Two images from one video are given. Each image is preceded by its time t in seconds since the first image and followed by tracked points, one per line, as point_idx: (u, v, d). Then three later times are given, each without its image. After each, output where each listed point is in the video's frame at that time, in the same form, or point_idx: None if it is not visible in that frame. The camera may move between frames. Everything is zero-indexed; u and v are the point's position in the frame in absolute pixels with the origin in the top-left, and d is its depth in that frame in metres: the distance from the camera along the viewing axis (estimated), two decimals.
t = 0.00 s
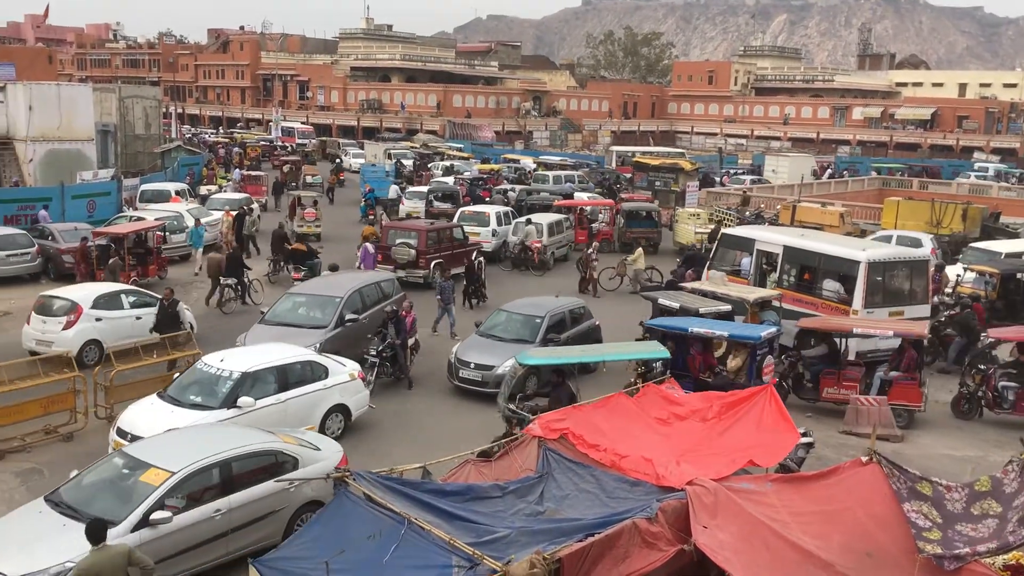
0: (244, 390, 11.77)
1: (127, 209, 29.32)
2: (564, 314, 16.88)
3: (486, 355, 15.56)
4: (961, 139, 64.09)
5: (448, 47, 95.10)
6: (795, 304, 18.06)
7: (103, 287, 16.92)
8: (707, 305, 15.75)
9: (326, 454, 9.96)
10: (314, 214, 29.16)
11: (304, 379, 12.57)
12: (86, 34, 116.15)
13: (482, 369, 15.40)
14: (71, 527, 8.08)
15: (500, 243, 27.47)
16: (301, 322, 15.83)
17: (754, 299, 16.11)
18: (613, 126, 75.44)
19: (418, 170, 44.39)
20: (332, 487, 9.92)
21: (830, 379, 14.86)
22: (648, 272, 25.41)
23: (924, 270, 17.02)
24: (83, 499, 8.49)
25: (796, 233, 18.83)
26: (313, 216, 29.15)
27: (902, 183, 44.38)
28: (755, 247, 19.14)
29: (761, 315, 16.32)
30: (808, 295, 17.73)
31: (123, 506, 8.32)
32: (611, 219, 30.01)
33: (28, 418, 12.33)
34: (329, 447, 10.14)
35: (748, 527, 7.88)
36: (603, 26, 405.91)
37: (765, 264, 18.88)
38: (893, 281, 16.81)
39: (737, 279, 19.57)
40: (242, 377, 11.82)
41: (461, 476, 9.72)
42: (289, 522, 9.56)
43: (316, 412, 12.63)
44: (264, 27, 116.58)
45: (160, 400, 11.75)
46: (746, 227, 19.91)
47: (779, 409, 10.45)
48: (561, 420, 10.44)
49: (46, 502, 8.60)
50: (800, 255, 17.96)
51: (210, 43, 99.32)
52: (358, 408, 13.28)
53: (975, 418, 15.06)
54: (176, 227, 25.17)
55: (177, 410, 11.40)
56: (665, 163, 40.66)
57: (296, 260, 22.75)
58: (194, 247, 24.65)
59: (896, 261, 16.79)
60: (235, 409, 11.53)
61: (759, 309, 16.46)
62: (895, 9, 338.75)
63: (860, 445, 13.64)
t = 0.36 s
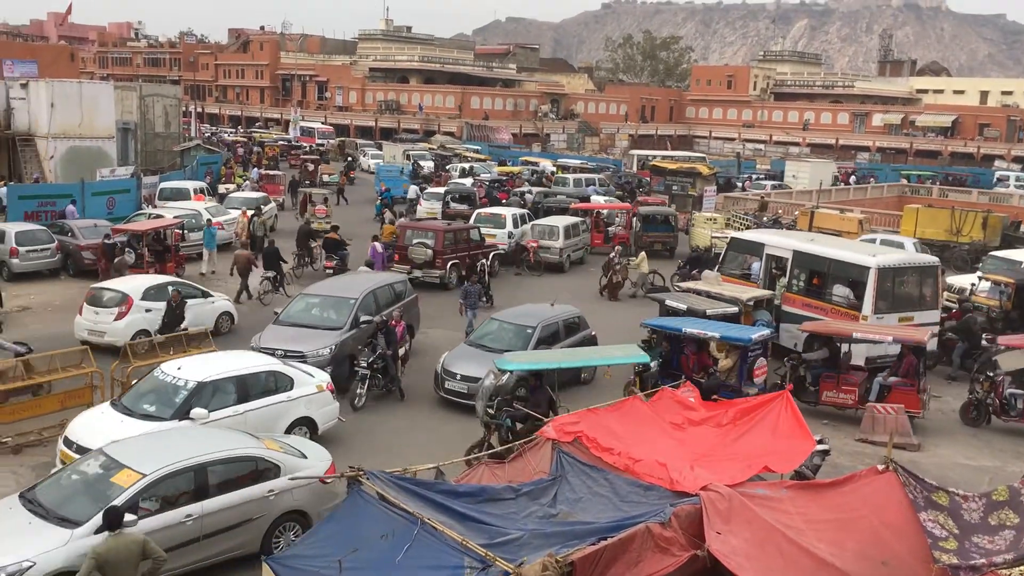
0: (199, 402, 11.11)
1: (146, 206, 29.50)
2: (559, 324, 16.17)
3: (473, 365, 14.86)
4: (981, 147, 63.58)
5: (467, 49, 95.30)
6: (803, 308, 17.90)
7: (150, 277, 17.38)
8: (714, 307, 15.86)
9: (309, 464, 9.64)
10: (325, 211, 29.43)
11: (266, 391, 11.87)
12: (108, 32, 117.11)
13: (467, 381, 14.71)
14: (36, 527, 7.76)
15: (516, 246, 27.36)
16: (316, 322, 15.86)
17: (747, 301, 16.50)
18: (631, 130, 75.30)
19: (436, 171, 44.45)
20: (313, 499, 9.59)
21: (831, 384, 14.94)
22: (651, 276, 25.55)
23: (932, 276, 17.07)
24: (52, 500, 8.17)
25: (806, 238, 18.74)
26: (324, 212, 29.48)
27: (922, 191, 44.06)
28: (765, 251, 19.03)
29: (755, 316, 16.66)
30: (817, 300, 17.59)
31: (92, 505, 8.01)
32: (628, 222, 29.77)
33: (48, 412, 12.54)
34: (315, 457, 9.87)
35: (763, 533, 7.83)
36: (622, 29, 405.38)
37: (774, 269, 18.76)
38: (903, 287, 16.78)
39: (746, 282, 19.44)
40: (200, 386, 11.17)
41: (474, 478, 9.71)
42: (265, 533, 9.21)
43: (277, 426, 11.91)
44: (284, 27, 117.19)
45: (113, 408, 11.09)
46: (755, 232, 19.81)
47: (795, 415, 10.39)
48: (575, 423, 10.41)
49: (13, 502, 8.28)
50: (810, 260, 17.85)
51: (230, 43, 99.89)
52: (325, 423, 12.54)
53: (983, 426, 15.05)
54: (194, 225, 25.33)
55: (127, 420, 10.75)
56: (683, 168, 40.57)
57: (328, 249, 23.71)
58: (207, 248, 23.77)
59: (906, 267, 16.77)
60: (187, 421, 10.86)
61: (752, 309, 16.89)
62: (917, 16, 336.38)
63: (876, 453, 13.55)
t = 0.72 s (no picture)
0: (134, 416, 10.42)
1: (151, 207, 29.57)
2: (541, 335, 15.62)
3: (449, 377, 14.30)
4: (987, 155, 63.52)
5: (473, 53, 95.47)
6: (797, 312, 17.95)
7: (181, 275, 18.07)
8: (707, 308, 15.95)
9: (285, 474, 9.31)
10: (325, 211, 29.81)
11: (209, 405, 11.06)
12: (115, 35, 117.48)
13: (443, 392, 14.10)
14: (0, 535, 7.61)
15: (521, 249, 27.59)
16: (318, 327, 15.88)
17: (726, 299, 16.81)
18: (635, 135, 75.33)
19: (441, 175, 44.46)
20: (289, 510, 9.27)
21: (818, 387, 14.96)
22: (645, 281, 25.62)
23: (924, 280, 17.35)
24: (19, 505, 7.99)
25: (800, 242, 18.78)
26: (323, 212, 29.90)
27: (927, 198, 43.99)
28: (760, 254, 19.03)
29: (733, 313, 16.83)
30: (812, 304, 17.66)
31: (57, 511, 7.80)
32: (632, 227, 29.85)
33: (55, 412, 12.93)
34: (294, 466, 9.57)
35: (767, 540, 7.82)
36: (627, 34, 405.68)
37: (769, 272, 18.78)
38: (896, 292, 17.01)
39: (741, 285, 19.42)
40: (137, 400, 10.51)
41: (476, 482, 9.71)
42: (238, 543, 8.91)
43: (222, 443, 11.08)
44: (291, 31, 117.51)
45: (46, 423, 10.44)
46: (751, 235, 19.82)
47: (798, 420, 10.38)
48: (579, 428, 10.42)
49: None
50: (805, 264, 17.91)
51: (237, 46, 100.15)
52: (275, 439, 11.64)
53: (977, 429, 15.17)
54: (199, 227, 25.43)
55: (55, 436, 10.09)
56: (688, 173, 40.51)
57: (344, 247, 23.95)
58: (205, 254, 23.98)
59: (899, 272, 17.00)
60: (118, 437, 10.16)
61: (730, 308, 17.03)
62: (923, 22, 336.09)
63: (879, 460, 13.54)
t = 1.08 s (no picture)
0: (56, 436, 9.82)
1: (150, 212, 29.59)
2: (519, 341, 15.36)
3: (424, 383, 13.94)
4: (984, 154, 63.57)
5: (470, 56, 95.54)
6: (786, 309, 17.99)
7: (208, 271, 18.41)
8: (690, 304, 16.13)
9: (268, 481, 9.23)
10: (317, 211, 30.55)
11: (138, 425, 10.41)
12: (112, 39, 117.51)
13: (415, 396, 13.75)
14: None
15: (520, 252, 27.63)
16: (315, 330, 15.87)
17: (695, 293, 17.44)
18: (634, 136, 75.35)
19: (440, 178, 44.46)
20: (268, 519, 9.13)
21: (800, 382, 15.16)
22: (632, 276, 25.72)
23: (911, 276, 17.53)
24: None
25: (788, 240, 18.71)
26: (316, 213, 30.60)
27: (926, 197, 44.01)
28: (748, 253, 18.87)
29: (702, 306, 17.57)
30: (800, 301, 17.74)
31: (30, 519, 7.78)
32: (630, 228, 29.94)
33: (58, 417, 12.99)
34: (277, 474, 9.46)
35: (767, 540, 7.82)
36: (625, 36, 405.94)
37: (757, 270, 18.65)
38: (884, 287, 17.16)
39: (730, 285, 19.24)
40: (60, 418, 9.89)
41: (477, 484, 9.68)
42: (215, 554, 8.77)
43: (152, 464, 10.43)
44: (288, 34, 117.58)
45: None
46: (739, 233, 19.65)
47: (797, 421, 10.39)
48: (578, 429, 10.43)
49: None
50: (794, 261, 17.91)
51: (235, 49, 100.16)
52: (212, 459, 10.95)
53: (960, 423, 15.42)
54: (198, 231, 25.43)
55: None
56: (685, 174, 40.54)
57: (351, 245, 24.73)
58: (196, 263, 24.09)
59: (887, 268, 17.15)
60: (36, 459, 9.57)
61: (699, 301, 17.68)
62: (920, 22, 336.38)
63: (879, 460, 13.54)
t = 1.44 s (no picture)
0: None
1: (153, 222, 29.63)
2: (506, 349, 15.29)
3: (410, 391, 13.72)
4: (987, 153, 63.33)
5: (471, 62, 95.65)
6: (780, 308, 17.97)
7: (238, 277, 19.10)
8: (677, 303, 16.29)
9: (259, 493, 9.21)
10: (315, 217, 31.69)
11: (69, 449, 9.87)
12: (113, 50, 117.92)
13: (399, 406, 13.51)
14: None
15: (523, 257, 27.56)
16: (319, 338, 15.89)
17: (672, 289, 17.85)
18: (635, 139, 75.32)
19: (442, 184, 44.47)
20: (260, 532, 9.08)
21: (787, 379, 15.42)
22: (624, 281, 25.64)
23: (903, 274, 17.53)
24: None
25: (782, 240, 18.71)
26: (314, 219, 31.76)
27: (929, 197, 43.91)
28: (741, 254, 18.85)
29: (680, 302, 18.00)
30: (793, 300, 17.71)
31: (17, 532, 7.79)
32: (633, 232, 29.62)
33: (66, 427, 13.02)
34: (268, 486, 9.43)
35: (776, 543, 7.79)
36: (625, 40, 406.21)
37: (750, 271, 18.64)
38: (877, 285, 17.15)
39: (723, 286, 19.21)
40: None
41: (482, 491, 9.63)
42: (205, 567, 8.73)
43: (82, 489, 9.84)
44: (290, 42, 117.90)
45: None
46: (732, 235, 19.62)
47: (802, 423, 10.34)
48: (584, 435, 10.40)
49: None
50: (787, 262, 17.88)
51: (236, 58, 100.40)
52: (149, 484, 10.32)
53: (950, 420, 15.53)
54: (200, 240, 25.49)
55: None
56: (688, 177, 40.54)
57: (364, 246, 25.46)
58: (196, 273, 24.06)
59: (880, 267, 17.14)
60: None
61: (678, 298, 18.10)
62: (921, 22, 335.77)
63: (885, 461, 13.48)
